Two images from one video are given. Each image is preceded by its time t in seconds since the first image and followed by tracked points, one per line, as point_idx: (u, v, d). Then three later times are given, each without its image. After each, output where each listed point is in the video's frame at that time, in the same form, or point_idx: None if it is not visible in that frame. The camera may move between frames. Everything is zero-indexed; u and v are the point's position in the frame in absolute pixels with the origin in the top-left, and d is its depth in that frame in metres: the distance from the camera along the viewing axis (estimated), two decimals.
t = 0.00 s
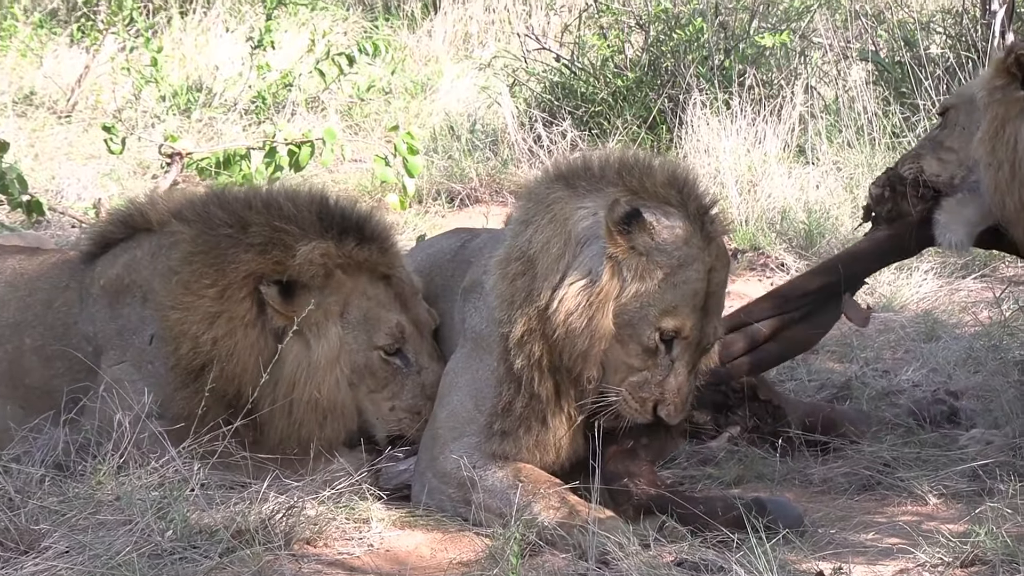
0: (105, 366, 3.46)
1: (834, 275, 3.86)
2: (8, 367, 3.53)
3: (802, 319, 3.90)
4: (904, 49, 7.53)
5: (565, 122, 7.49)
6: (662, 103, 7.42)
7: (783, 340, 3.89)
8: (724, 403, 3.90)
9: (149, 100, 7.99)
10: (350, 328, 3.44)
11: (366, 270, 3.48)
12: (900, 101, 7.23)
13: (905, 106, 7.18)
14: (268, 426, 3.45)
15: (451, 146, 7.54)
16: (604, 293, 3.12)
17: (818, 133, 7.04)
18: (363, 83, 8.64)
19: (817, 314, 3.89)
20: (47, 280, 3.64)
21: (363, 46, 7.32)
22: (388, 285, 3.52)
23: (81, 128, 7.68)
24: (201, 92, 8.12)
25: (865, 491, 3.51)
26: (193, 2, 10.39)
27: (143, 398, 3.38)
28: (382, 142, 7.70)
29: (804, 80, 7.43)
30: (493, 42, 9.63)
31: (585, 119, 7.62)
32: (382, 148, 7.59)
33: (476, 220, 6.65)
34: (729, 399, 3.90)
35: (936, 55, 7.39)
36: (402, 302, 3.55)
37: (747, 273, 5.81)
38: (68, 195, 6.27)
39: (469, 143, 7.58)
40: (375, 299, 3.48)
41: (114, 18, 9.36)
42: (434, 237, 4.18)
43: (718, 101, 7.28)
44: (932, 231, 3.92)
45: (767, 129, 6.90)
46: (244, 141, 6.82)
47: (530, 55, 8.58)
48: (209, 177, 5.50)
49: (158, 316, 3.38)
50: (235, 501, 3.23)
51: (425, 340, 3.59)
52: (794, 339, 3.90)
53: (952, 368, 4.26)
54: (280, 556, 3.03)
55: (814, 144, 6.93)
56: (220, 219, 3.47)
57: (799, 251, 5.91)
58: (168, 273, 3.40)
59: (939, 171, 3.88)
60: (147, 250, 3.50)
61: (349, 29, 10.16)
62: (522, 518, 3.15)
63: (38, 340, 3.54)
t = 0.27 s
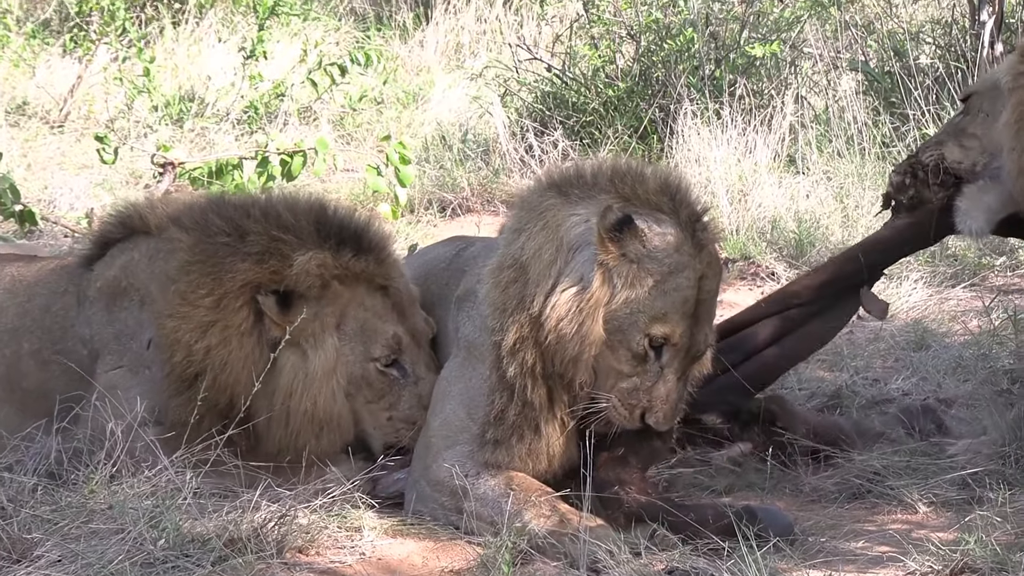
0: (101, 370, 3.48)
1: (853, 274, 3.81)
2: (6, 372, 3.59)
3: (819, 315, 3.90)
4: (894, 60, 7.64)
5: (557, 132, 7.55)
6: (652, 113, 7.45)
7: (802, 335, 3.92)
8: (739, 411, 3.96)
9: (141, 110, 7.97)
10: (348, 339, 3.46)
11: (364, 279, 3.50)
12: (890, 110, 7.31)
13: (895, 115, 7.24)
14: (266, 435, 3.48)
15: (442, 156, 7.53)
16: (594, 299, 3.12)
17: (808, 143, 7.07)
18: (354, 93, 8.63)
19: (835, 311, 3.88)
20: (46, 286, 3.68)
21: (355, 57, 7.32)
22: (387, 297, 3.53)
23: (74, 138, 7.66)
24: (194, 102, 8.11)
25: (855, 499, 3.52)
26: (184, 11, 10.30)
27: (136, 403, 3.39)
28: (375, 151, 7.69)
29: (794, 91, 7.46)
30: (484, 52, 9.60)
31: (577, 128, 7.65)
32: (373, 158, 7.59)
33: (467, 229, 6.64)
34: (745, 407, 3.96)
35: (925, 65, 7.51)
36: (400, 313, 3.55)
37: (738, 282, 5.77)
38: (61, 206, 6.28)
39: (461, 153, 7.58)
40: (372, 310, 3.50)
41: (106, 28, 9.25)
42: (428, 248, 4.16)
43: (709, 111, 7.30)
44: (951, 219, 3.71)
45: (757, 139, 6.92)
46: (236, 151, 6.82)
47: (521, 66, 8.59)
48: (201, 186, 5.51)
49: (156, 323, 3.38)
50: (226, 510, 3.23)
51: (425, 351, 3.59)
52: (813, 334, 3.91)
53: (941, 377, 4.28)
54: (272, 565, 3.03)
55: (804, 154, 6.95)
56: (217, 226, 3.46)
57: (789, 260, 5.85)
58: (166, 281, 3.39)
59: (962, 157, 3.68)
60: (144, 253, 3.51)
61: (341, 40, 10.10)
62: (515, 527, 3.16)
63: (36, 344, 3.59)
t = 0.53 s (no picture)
0: (100, 379, 3.48)
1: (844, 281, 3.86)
2: (6, 375, 3.62)
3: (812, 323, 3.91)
4: (881, 69, 7.64)
5: (546, 141, 7.56)
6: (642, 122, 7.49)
7: (794, 344, 3.92)
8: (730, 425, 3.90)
9: (133, 120, 7.96)
10: (337, 364, 3.47)
11: (355, 307, 3.48)
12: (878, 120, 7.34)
13: (883, 125, 7.27)
14: (259, 452, 3.53)
15: (433, 165, 7.54)
16: (589, 307, 3.10)
17: (796, 152, 7.11)
18: (345, 103, 8.62)
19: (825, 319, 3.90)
20: (49, 291, 3.70)
21: (346, 66, 7.35)
22: (379, 319, 3.51)
23: (65, 147, 7.63)
24: (185, 112, 8.10)
25: (843, 507, 3.54)
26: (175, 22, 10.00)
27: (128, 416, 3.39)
28: (367, 161, 7.72)
29: (783, 100, 7.47)
30: (474, 62, 9.55)
31: (567, 138, 7.68)
32: (364, 168, 7.60)
33: (458, 238, 6.66)
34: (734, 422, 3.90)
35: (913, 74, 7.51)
36: (393, 334, 3.53)
37: (728, 290, 5.78)
38: (52, 214, 6.30)
39: (451, 162, 7.60)
40: (363, 333, 3.49)
41: (99, 37, 9.05)
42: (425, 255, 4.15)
43: (698, 120, 7.32)
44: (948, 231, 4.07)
45: (745, 150, 6.97)
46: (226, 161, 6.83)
47: (511, 75, 8.62)
48: (192, 195, 5.54)
49: (154, 334, 3.40)
50: (218, 517, 3.23)
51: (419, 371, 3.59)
52: (803, 342, 3.91)
53: (929, 386, 4.30)
54: (263, 572, 3.04)
55: (793, 164, 6.97)
56: (213, 242, 3.49)
57: (778, 268, 5.89)
58: (164, 294, 3.42)
59: (955, 173, 4.05)
60: (144, 262, 3.52)
61: (331, 50, 10.06)
62: (505, 535, 3.17)
63: (36, 349, 3.62)
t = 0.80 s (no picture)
0: (92, 387, 3.50)
1: (845, 284, 3.97)
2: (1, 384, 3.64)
3: (809, 326, 4.00)
4: (868, 78, 7.67)
5: (535, 150, 7.59)
6: (630, 131, 7.51)
7: (790, 347, 4.01)
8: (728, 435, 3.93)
9: (125, 129, 7.96)
10: (325, 365, 3.49)
11: (342, 310, 3.51)
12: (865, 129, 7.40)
13: (870, 133, 7.31)
14: (249, 459, 3.54)
15: (423, 173, 7.56)
16: (574, 318, 3.13)
17: (784, 160, 7.12)
18: (336, 112, 8.62)
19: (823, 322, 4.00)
20: (38, 300, 3.73)
21: (336, 75, 7.38)
22: (366, 323, 3.53)
23: (57, 156, 7.61)
24: (176, 120, 8.10)
25: (831, 513, 3.57)
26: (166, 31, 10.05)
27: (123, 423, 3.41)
28: (357, 169, 7.67)
29: (771, 108, 7.47)
30: (464, 71, 9.53)
31: (556, 146, 7.73)
32: (354, 176, 7.62)
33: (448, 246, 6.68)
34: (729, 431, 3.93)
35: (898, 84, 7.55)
36: (382, 340, 3.55)
37: (715, 297, 5.85)
38: (45, 222, 6.32)
39: (441, 171, 7.61)
40: (350, 338, 3.51)
41: (91, 47, 9.00)
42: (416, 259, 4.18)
43: (686, 129, 7.35)
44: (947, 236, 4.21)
45: (734, 158, 6.99)
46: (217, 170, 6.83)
47: (501, 84, 8.65)
48: (183, 204, 5.56)
49: (144, 340, 3.42)
50: (209, 524, 3.24)
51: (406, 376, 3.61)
52: (799, 346, 4.00)
53: (915, 393, 4.33)
54: None
55: (780, 172, 6.99)
56: (202, 250, 3.54)
57: (766, 276, 5.93)
58: (153, 301, 3.45)
59: (957, 178, 4.18)
60: (133, 270, 3.54)
61: (322, 59, 10.08)
62: (494, 541, 3.18)
63: (27, 359, 3.63)
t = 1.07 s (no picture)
0: (94, 389, 3.52)
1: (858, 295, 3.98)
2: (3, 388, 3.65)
3: (821, 335, 4.02)
4: (856, 84, 7.66)
5: (527, 155, 7.59)
6: (621, 137, 7.55)
7: (801, 355, 4.03)
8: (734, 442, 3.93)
9: (119, 135, 7.97)
10: (326, 371, 3.50)
11: (342, 318, 3.52)
12: (853, 135, 7.43)
13: (858, 139, 7.35)
14: (255, 465, 3.58)
15: (415, 179, 7.58)
16: (565, 322, 3.15)
17: (773, 166, 7.14)
18: (329, 118, 8.64)
19: (835, 331, 4.01)
20: (43, 304, 3.74)
21: (328, 82, 7.43)
22: (366, 330, 3.54)
23: (51, 162, 7.61)
24: (170, 127, 8.12)
25: (820, 516, 3.60)
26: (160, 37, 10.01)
27: (128, 423, 3.45)
28: (348, 174, 7.74)
29: (760, 115, 7.48)
30: (455, 77, 9.54)
31: (547, 152, 7.72)
32: (347, 182, 7.64)
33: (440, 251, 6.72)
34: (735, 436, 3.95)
35: (886, 89, 7.57)
36: (381, 346, 3.55)
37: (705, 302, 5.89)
38: (40, 228, 6.34)
39: (432, 176, 7.64)
40: (351, 345, 3.52)
41: (84, 53, 9.05)
42: (417, 266, 4.20)
43: (676, 134, 7.38)
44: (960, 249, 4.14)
45: (723, 163, 7.01)
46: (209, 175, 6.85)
47: (492, 90, 8.68)
48: (177, 210, 5.67)
49: (147, 344, 3.44)
50: (202, 527, 3.26)
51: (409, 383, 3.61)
52: (810, 354, 4.02)
53: (903, 396, 4.36)
54: None
55: (769, 177, 7.01)
56: (206, 255, 3.54)
57: (755, 281, 5.96)
58: (156, 305, 3.46)
59: (973, 190, 4.11)
60: (139, 274, 3.56)
61: (315, 66, 10.04)
62: (484, 544, 3.21)
63: (30, 362, 3.65)
